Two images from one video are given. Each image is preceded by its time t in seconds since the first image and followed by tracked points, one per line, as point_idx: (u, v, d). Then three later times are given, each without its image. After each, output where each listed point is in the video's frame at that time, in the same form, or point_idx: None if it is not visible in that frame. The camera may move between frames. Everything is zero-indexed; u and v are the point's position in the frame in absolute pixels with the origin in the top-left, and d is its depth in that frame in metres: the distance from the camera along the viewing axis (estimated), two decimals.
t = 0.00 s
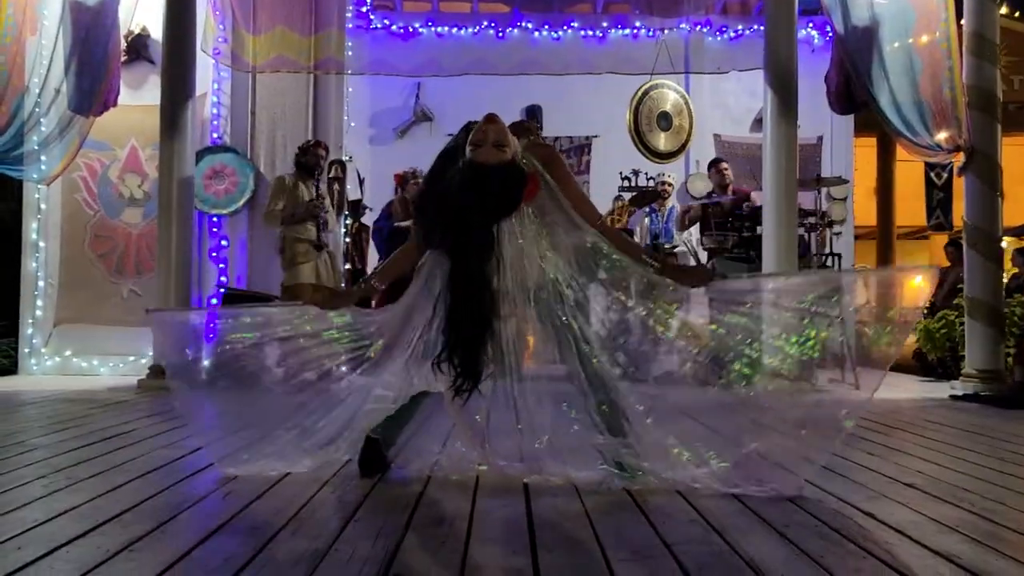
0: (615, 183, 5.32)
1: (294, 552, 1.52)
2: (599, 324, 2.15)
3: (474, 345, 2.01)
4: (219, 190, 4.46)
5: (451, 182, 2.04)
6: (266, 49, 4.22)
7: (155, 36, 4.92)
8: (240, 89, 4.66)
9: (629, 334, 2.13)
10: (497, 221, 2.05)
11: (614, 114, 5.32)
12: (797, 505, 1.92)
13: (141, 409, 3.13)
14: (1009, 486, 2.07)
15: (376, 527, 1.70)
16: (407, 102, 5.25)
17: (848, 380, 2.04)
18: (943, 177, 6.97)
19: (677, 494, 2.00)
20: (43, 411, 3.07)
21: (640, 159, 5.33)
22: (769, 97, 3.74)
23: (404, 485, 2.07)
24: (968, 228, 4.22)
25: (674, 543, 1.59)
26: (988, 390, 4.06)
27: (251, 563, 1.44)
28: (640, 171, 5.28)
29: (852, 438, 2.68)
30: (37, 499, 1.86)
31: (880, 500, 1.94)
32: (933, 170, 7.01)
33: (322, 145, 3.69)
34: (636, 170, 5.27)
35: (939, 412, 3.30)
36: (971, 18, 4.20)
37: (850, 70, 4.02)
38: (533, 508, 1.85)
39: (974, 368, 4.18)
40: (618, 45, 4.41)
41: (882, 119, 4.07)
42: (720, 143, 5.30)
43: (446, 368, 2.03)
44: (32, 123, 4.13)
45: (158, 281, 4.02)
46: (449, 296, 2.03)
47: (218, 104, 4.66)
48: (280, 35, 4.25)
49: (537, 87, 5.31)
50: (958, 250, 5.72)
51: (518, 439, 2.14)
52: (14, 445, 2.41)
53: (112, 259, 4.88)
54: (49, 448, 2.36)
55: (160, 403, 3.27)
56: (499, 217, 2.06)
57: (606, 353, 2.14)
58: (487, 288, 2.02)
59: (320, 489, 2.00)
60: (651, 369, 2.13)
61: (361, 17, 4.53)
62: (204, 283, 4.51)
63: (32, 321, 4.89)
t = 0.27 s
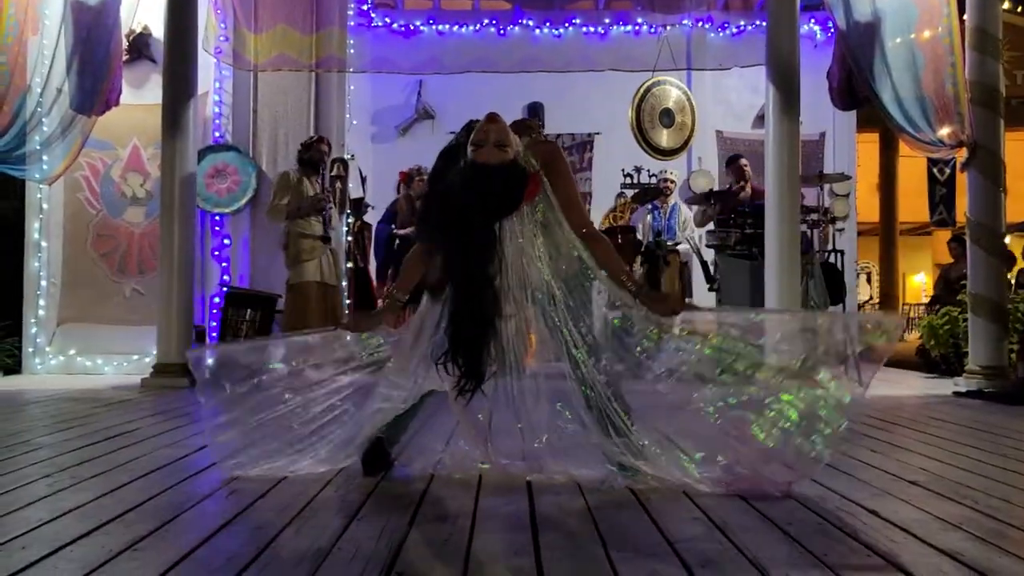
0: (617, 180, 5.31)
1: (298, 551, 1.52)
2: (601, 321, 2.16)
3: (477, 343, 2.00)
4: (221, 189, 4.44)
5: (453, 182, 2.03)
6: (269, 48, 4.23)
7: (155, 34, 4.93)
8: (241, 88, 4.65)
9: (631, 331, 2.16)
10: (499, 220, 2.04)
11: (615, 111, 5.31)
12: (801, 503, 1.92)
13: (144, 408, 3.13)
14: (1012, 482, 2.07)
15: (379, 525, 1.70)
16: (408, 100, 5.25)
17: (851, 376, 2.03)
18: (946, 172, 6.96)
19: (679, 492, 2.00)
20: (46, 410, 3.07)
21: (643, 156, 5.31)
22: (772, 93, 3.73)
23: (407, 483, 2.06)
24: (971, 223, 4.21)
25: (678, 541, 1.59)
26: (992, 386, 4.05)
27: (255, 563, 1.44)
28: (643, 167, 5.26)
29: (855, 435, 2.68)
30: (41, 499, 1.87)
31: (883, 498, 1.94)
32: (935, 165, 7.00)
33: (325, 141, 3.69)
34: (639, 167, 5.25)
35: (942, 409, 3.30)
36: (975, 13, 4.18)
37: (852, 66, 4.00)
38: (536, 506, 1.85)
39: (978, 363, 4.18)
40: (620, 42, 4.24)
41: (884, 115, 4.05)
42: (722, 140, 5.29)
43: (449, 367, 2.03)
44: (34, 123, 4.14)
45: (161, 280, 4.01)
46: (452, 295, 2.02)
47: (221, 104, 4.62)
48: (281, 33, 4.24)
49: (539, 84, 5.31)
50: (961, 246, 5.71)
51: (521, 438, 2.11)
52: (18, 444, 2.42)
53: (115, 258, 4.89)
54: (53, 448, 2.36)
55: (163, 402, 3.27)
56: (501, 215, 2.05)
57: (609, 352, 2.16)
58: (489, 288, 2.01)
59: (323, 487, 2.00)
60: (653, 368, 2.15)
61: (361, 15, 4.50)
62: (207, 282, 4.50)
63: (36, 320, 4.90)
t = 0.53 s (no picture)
0: (619, 178, 5.31)
1: (303, 549, 1.52)
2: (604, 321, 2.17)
3: (480, 343, 2.00)
4: (223, 189, 4.43)
5: (456, 184, 2.04)
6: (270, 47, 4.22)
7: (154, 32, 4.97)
8: (243, 88, 4.66)
9: (634, 330, 2.17)
10: (501, 220, 2.04)
11: (617, 109, 5.31)
12: (806, 500, 1.92)
13: (147, 408, 3.13)
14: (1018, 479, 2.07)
15: (384, 524, 1.70)
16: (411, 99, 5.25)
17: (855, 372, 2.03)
18: (948, 169, 6.95)
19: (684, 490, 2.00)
20: (50, 410, 3.08)
21: (645, 154, 5.31)
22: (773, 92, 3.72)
23: (412, 482, 2.07)
24: (974, 221, 4.20)
25: (683, 539, 1.59)
26: (995, 382, 4.05)
27: (261, 561, 1.45)
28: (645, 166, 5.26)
29: (861, 433, 2.67)
30: (47, 498, 1.87)
31: (888, 495, 1.94)
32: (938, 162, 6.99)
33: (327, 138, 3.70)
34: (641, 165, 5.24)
35: (946, 406, 3.30)
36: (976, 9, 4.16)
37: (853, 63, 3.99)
38: (541, 504, 1.85)
39: (981, 360, 4.18)
40: (620, 40, 4.23)
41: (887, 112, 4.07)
42: (725, 138, 5.28)
43: (454, 366, 2.03)
44: (37, 124, 4.12)
45: (164, 280, 4.01)
46: (455, 296, 2.03)
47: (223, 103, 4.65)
48: (283, 32, 4.24)
49: (540, 83, 5.30)
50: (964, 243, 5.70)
51: (525, 437, 2.11)
52: (24, 444, 2.42)
53: (118, 258, 4.89)
54: (58, 448, 2.36)
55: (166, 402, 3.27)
56: (503, 215, 2.05)
57: (611, 349, 2.15)
58: (492, 287, 2.02)
59: (328, 486, 2.00)
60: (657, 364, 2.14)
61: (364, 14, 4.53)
62: (210, 282, 4.51)
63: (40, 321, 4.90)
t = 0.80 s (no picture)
0: (620, 177, 5.30)
1: (305, 549, 1.52)
2: (604, 318, 2.17)
3: (480, 343, 2.01)
4: (224, 189, 4.38)
5: (457, 183, 2.04)
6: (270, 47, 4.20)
7: (154, 33, 4.97)
8: (243, 89, 4.64)
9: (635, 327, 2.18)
10: (501, 219, 2.04)
11: (617, 108, 5.31)
12: (807, 497, 1.92)
13: (148, 409, 3.13)
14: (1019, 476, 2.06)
15: (385, 523, 1.70)
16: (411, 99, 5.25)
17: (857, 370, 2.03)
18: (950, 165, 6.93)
19: (686, 487, 2.00)
20: (51, 411, 3.08)
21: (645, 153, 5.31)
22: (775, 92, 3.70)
23: (412, 481, 2.06)
24: (975, 218, 4.19)
25: (683, 538, 1.59)
26: (997, 380, 4.05)
27: (262, 561, 1.45)
28: (645, 164, 5.25)
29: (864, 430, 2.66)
30: (48, 499, 1.87)
31: (889, 492, 1.93)
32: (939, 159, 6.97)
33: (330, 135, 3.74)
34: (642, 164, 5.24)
35: (947, 403, 3.30)
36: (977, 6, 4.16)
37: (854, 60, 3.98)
38: (542, 503, 1.85)
39: (983, 358, 4.17)
40: (621, 38, 4.21)
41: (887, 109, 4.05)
42: (726, 136, 5.27)
43: (455, 366, 2.04)
44: (37, 125, 4.13)
45: (164, 281, 4.00)
46: (455, 296, 2.03)
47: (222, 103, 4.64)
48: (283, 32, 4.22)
49: (540, 82, 5.30)
50: (965, 240, 5.69)
51: (527, 436, 2.11)
52: (25, 445, 2.42)
53: (120, 259, 4.90)
54: (59, 449, 2.37)
55: (168, 402, 3.27)
56: (503, 214, 2.05)
57: (611, 346, 2.15)
58: (492, 287, 2.02)
59: (328, 486, 2.00)
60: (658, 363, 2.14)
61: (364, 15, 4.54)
62: (210, 283, 4.51)
63: (41, 321, 4.90)
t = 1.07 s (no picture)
0: (620, 176, 5.30)
1: (306, 548, 1.52)
2: (604, 320, 2.18)
3: (480, 344, 2.00)
4: (224, 190, 4.43)
5: (456, 184, 2.04)
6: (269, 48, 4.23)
7: (154, 34, 4.97)
8: (243, 88, 4.60)
9: (635, 327, 2.17)
10: (501, 220, 2.04)
11: (616, 107, 5.31)
12: (809, 496, 1.92)
13: (148, 409, 3.13)
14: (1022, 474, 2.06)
15: (386, 522, 1.70)
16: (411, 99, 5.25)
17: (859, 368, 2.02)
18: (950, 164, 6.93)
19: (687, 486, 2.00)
20: (51, 412, 3.08)
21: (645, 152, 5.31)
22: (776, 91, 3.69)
23: (413, 480, 2.06)
24: (975, 216, 4.19)
25: (685, 536, 1.59)
26: (998, 378, 4.05)
27: (263, 561, 1.44)
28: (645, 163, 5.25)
29: (865, 429, 2.66)
30: (49, 500, 1.87)
31: (891, 491, 1.93)
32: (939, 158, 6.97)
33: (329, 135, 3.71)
34: (642, 163, 5.24)
35: (948, 401, 3.30)
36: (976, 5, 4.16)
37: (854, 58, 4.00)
38: (544, 502, 1.85)
39: (984, 356, 4.17)
40: (621, 36, 4.31)
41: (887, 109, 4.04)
42: (726, 135, 5.27)
43: (455, 367, 2.03)
44: (37, 126, 4.12)
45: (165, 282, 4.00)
46: (455, 297, 2.03)
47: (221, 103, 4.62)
48: (283, 33, 4.24)
49: (539, 82, 5.31)
50: (966, 238, 5.69)
51: (527, 436, 2.13)
52: (26, 446, 2.42)
53: (120, 259, 4.89)
54: (60, 450, 2.37)
55: (168, 403, 3.27)
56: (503, 215, 2.05)
57: (613, 346, 2.15)
58: (492, 288, 2.02)
59: (330, 485, 2.00)
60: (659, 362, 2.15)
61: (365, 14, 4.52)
62: (211, 284, 4.51)
63: (41, 323, 4.90)
